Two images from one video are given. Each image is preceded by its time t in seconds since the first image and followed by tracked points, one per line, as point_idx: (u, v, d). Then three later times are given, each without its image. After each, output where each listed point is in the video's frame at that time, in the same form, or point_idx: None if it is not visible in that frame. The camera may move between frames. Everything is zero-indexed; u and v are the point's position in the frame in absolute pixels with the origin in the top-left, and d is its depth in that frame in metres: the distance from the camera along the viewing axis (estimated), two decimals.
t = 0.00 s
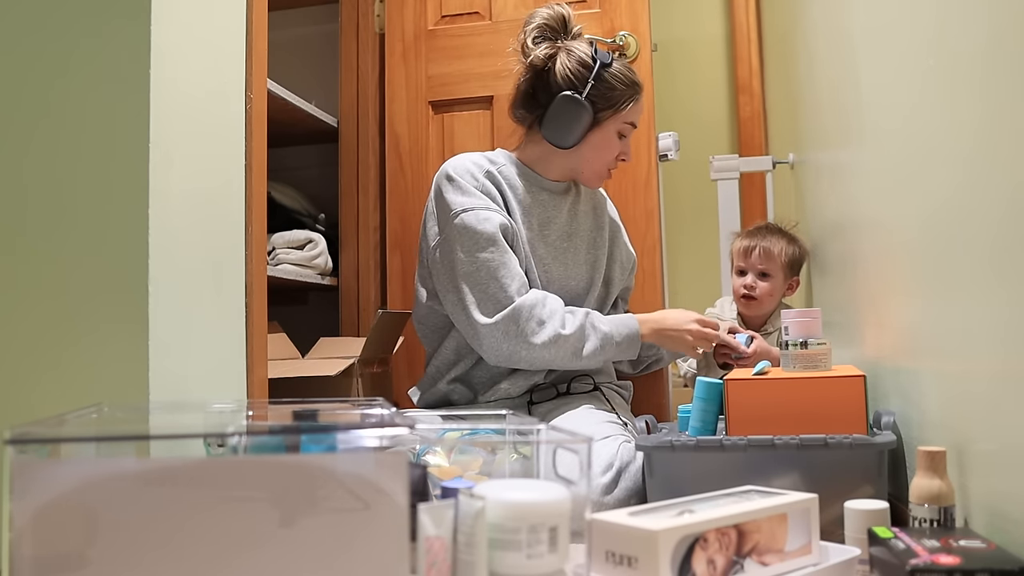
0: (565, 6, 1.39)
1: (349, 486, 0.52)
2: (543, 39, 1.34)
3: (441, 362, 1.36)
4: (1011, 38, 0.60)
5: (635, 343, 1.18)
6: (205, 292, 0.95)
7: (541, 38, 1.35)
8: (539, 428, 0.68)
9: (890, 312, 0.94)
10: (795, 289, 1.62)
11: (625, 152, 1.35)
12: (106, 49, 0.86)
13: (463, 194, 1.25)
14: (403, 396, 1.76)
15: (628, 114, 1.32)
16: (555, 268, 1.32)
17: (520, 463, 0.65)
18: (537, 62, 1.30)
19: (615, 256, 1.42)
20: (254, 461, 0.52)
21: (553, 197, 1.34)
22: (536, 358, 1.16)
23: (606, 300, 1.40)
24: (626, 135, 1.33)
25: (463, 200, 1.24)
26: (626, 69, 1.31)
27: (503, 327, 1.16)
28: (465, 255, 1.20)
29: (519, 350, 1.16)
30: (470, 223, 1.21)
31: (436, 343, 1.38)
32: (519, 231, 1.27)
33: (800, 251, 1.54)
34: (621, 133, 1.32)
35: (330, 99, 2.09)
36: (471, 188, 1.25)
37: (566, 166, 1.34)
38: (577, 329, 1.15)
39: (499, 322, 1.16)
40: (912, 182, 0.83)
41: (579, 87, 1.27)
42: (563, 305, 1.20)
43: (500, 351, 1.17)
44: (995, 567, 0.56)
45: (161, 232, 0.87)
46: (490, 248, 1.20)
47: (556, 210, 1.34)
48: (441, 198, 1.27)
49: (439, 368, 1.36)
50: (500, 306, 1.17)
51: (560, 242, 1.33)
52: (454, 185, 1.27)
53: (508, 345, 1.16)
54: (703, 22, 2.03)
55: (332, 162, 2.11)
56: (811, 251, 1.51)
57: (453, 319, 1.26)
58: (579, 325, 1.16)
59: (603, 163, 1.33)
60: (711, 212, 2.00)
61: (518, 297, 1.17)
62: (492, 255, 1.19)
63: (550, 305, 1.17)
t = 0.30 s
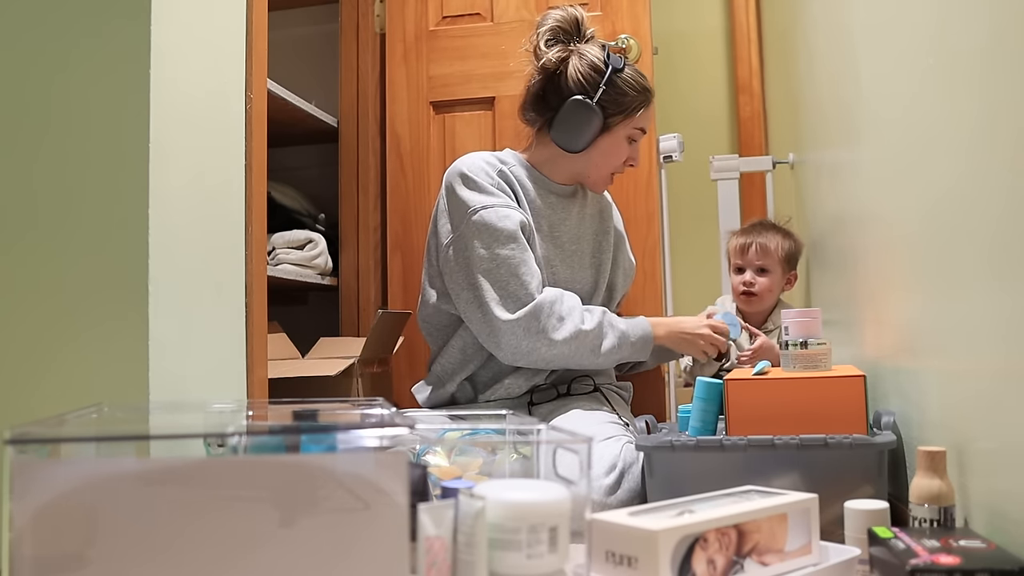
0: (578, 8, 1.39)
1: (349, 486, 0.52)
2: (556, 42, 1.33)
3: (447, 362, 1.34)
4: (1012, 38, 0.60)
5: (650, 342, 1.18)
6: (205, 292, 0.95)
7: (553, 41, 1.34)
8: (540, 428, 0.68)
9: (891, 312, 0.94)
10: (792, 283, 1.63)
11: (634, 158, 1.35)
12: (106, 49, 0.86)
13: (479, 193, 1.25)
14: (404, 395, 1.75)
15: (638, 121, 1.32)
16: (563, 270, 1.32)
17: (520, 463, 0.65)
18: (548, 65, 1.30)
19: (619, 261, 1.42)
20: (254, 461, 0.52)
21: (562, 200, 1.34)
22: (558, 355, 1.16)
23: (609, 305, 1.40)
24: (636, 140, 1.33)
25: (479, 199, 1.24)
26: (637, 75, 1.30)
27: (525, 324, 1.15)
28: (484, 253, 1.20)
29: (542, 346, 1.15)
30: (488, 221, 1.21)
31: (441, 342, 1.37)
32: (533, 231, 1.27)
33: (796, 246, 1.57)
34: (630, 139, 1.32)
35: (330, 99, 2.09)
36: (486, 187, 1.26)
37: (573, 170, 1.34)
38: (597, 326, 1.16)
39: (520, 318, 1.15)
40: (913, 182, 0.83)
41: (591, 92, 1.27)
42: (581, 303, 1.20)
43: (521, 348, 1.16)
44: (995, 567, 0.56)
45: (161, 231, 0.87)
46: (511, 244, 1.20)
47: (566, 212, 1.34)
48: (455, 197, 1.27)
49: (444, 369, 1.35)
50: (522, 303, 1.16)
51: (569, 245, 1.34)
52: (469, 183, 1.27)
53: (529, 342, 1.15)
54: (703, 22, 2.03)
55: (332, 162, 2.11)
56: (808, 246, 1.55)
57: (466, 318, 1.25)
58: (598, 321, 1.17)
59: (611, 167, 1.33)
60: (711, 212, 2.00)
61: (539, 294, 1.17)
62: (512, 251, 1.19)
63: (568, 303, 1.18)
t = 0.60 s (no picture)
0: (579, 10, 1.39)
1: (349, 486, 0.52)
2: (554, 43, 1.33)
3: (446, 363, 1.34)
4: (1012, 38, 0.60)
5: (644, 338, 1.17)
6: (205, 293, 0.95)
7: (552, 42, 1.34)
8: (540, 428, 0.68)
9: (891, 312, 0.94)
10: (790, 274, 1.63)
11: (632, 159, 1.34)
12: (106, 50, 0.86)
13: (473, 194, 1.25)
14: (404, 395, 1.74)
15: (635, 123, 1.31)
16: (561, 270, 1.32)
17: (520, 463, 0.65)
18: (546, 66, 1.30)
19: (619, 261, 1.42)
20: (254, 461, 0.52)
21: (560, 201, 1.34)
22: (548, 354, 1.15)
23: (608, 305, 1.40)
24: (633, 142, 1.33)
25: (474, 199, 1.24)
26: (636, 77, 1.30)
27: (514, 323, 1.15)
28: (476, 253, 1.20)
29: (531, 346, 1.15)
30: (480, 221, 1.21)
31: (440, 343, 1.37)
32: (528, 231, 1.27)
33: (791, 237, 1.57)
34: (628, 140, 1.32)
35: (330, 99, 2.09)
36: (480, 187, 1.26)
37: (570, 170, 1.34)
38: (588, 325, 1.15)
39: (510, 318, 1.15)
40: (913, 182, 0.83)
41: (588, 93, 1.27)
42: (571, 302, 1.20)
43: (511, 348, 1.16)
44: (995, 567, 0.56)
45: (161, 231, 0.87)
46: (501, 244, 1.20)
47: (565, 213, 1.34)
48: (450, 197, 1.27)
49: (443, 370, 1.34)
50: (512, 303, 1.17)
51: (567, 245, 1.34)
52: (464, 184, 1.27)
53: (519, 341, 1.15)
54: (703, 22, 2.03)
55: (333, 163, 2.11)
56: (804, 235, 1.55)
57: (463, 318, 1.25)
58: (588, 320, 1.16)
59: (608, 168, 1.33)
60: (712, 211, 1.99)
61: (529, 294, 1.17)
62: (503, 251, 1.19)
63: (558, 302, 1.17)
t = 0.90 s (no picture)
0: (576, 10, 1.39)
1: (349, 486, 0.52)
2: (551, 44, 1.33)
3: (444, 364, 1.35)
4: (1012, 38, 0.60)
5: (615, 355, 1.12)
6: (205, 293, 0.95)
7: (549, 42, 1.34)
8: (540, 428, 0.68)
9: (891, 312, 0.94)
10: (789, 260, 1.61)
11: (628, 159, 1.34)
12: (106, 50, 0.86)
13: (454, 200, 1.26)
14: (404, 395, 1.76)
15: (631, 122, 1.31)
16: (555, 270, 1.31)
17: (520, 463, 0.65)
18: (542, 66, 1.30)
19: (617, 260, 1.41)
20: (254, 461, 0.52)
21: (555, 201, 1.33)
22: (508, 367, 1.15)
23: (606, 304, 1.39)
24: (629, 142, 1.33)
25: (450, 207, 1.25)
26: (632, 77, 1.30)
27: (476, 335, 1.16)
28: (448, 263, 1.22)
29: (491, 358, 1.16)
30: (453, 231, 1.22)
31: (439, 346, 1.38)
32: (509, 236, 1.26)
33: (791, 220, 1.56)
34: (624, 139, 1.32)
35: (330, 99, 2.09)
36: (461, 193, 1.26)
37: (567, 170, 1.33)
38: (550, 341, 1.13)
39: (473, 329, 1.17)
40: (912, 184, 0.83)
41: (584, 92, 1.27)
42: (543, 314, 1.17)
43: (476, 358, 1.18)
44: (995, 567, 0.56)
45: (162, 231, 0.87)
46: (470, 255, 1.20)
47: (558, 213, 1.33)
48: (435, 203, 1.29)
49: (441, 371, 1.35)
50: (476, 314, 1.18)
51: (561, 245, 1.33)
52: (447, 190, 1.28)
53: (480, 353, 1.17)
54: (703, 22, 2.03)
55: (333, 163, 2.11)
56: (804, 217, 1.53)
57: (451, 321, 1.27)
58: (552, 337, 1.13)
59: (604, 168, 1.32)
60: (712, 212, 1.99)
61: (494, 307, 1.17)
62: (472, 262, 1.20)
63: (525, 316, 1.15)
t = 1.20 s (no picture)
0: (573, 10, 1.39)
1: (349, 486, 0.52)
2: (548, 43, 1.33)
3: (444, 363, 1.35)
4: (1012, 39, 0.60)
5: (547, 360, 1.09)
6: (205, 292, 0.95)
7: (545, 42, 1.34)
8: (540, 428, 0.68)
9: (891, 312, 0.94)
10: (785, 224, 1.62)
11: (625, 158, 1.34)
12: (107, 50, 0.86)
13: (431, 202, 1.28)
14: (405, 396, 1.75)
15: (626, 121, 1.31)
16: (550, 271, 1.31)
17: (520, 463, 0.65)
18: (539, 66, 1.30)
19: (618, 259, 1.41)
20: (254, 461, 0.52)
21: (552, 200, 1.33)
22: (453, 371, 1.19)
23: (607, 304, 1.39)
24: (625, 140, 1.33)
25: (424, 210, 1.28)
26: (628, 76, 1.30)
27: (424, 340, 1.21)
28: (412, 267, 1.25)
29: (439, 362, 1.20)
30: (420, 236, 1.25)
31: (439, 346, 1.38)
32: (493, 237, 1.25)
33: (786, 182, 1.56)
34: (621, 138, 1.32)
35: (330, 98, 2.09)
36: (440, 196, 1.28)
37: (565, 169, 1.33)
38: (482, 347, 1.14)
39: (423, 334, 1.21)
40: (912, 185, 0.83)
41: (581, 91, 1.27)
42: (488, 319, 1.18)
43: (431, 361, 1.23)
44: (995, 567, 0.56)
45: (162, 231, 0.87)
46: (427, 260, 1.23)
47: (555, 212, 1.33)
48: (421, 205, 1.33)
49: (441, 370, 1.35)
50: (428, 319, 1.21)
51: (558, 245, 1.33)
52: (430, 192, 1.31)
53: (430, 356, 1.22)
54: (703, 22, 2.03)
55: (333, 163, 2.10)
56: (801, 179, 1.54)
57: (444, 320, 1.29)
58: (484, 343, 1.14)
59: (603, 168, 1.33)
60: (712, 212, 1.99)
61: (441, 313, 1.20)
62: (427, 267, 1.22)
63: (466, 322, 1.17)
